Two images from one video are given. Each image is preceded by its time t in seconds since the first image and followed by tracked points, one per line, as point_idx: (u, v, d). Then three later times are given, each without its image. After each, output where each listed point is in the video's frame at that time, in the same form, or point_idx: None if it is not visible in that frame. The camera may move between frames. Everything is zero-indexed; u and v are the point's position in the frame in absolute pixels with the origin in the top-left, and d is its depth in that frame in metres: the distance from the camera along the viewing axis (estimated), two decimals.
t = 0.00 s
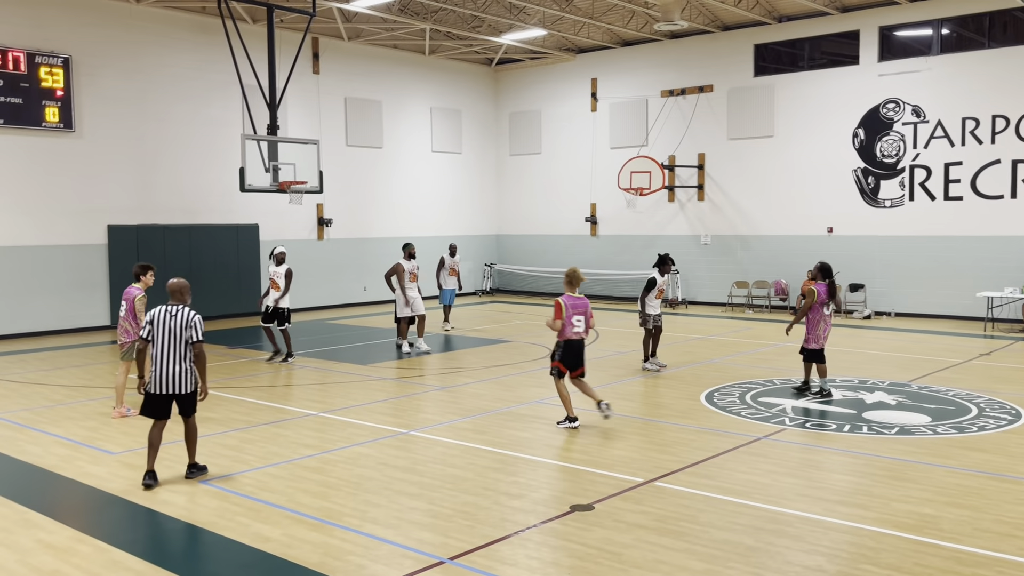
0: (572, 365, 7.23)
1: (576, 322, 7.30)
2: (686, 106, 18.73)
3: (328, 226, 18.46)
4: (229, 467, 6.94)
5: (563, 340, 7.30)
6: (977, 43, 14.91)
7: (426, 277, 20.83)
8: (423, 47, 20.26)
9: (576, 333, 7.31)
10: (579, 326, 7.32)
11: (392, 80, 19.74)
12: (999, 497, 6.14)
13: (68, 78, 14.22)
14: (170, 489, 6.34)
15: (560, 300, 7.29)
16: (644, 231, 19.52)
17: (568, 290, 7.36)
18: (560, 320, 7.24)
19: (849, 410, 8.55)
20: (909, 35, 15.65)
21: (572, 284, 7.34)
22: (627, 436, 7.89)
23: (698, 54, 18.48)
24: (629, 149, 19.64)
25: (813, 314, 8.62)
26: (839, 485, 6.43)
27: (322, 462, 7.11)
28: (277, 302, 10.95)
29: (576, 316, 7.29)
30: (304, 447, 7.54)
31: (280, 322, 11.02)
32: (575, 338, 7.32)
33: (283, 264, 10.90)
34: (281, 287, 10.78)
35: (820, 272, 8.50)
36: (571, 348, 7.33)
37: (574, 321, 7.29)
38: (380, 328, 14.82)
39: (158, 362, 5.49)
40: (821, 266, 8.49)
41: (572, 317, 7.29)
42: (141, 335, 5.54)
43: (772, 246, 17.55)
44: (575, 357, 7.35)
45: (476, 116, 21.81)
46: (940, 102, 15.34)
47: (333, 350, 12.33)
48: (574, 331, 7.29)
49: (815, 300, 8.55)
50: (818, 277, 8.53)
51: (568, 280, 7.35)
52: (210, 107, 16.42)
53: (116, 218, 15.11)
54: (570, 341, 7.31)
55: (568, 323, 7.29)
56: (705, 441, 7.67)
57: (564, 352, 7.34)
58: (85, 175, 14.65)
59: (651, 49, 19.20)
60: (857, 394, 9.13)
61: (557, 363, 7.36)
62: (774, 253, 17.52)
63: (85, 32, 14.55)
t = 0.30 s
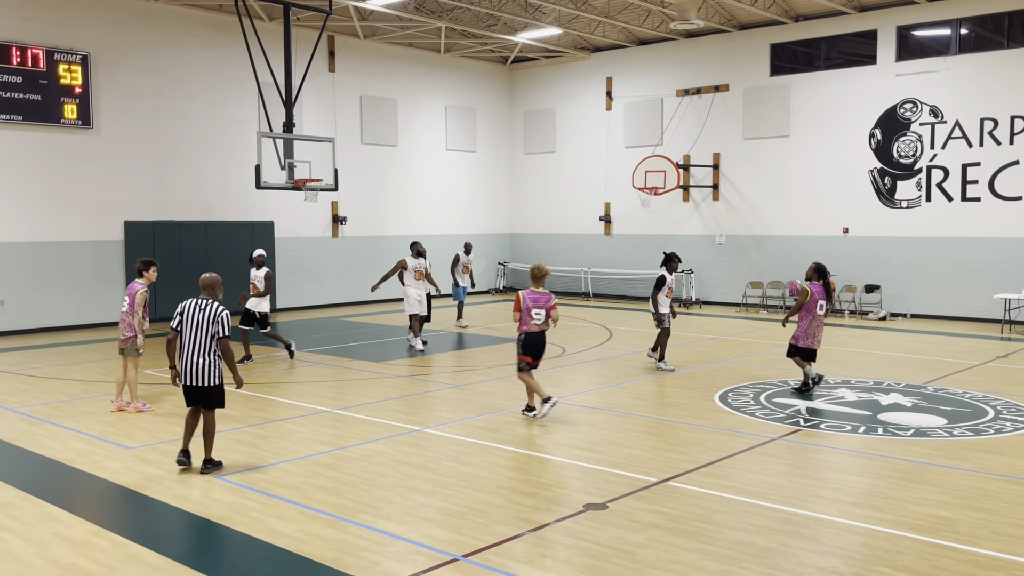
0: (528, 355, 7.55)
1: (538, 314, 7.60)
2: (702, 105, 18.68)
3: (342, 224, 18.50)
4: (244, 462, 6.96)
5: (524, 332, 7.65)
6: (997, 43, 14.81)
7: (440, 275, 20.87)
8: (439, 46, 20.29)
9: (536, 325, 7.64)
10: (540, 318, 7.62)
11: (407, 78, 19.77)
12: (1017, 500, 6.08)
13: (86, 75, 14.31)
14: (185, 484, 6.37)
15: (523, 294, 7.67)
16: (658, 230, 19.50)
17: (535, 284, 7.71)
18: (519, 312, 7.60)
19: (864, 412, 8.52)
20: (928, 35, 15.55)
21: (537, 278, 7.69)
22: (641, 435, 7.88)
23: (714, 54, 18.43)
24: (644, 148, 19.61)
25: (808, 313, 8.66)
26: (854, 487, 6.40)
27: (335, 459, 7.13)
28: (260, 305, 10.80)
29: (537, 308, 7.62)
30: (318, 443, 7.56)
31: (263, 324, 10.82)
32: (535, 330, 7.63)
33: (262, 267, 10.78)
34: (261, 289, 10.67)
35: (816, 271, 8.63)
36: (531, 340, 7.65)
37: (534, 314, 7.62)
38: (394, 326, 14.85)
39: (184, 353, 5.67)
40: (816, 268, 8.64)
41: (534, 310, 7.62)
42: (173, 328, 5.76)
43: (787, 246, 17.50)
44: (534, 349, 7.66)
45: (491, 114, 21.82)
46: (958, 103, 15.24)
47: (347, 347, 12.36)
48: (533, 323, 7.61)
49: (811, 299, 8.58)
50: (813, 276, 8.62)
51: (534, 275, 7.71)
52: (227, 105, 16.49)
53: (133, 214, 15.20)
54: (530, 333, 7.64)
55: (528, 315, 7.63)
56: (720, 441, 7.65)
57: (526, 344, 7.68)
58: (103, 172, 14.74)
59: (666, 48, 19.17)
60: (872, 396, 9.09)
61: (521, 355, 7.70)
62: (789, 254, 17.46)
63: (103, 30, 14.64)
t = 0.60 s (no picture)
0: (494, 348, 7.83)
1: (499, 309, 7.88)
2: (711, 104, 18.65)
3: (351, 222, 18.52)
4: (252, 459, 6.98)
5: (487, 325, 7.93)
6: (1008, 43, 14.73)
7: (448, 274, 20.89)
8: (448, 44, 20.30)
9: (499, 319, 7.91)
10: (503, 313, 7.90)
11: (417, 76, 19.78)
12: None
13: (96, 73, 14.36)
14: (194, 480, 6.40)
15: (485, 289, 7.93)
16: (666, 229, 19.47)
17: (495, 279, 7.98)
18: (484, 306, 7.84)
19: (873, 412, 8.50)
20: (939, 34, 15.48)
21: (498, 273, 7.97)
22: (649, 434, 7.88)
23: (724, 52, 18.39)
24: (653, 147, 19.58)
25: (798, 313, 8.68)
26: (863, 487, 6.38)
27: (343, 457, 7.15)
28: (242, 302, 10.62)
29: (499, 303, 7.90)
30: (326, 441, 7.59)
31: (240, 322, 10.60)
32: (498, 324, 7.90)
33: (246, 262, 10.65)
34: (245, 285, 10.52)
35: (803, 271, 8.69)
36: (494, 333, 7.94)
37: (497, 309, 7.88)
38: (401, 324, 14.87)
39: (200, 349, 5.73)
40: (804, 267, 8.70)
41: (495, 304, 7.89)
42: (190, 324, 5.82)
43: (796, 246, 17.45)
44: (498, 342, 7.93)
45: (500, 112, 21.82)
46: (969, 102, 15.17)
47: (355, 345, 12.39)
48: (497, 318, 7.89)
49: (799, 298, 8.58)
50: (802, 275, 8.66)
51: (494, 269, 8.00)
52: (237, 103, 16.53)
53: (143, 212, 15.26)
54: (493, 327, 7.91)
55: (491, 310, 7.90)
56: (728, 441, 7.64)
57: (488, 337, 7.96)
58: (114, 170, 14.81)
59: (676, 47, 19.14)
60: (881, 396, 9.07)
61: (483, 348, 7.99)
62: (798, 254, 17.42)
63: (114, 28, 14.69)
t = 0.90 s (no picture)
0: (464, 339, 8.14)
1: (470, 302, 8.17)
2: (717, 103, 18.63)
3: (357, 220, 18.53)
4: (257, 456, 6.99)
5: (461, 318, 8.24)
6: (1015, 42, 14.69)
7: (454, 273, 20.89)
8: (454, 43, 20.31)
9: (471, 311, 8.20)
10: (472, 305, 8.18)
11: (422, 75, 19.79)
12: None
13: (103, 71, 14.40)
14: (200, 478, 6.41)
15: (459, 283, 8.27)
16: (672, 228, 19.45)
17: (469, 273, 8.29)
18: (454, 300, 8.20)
19: (880, 412, 8.47)
20: (945, 33, 15.46)
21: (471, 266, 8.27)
22: (654, 433, 7.87)
23: (730, 51, 18.37)
24: (659, 146, 19.56)
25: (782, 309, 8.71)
26: (869, 487, 6.36)
27: (349, 455, 7.15)
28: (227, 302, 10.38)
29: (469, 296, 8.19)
30: (331, 439, 7.59)
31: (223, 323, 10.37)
32: (469, 316, 8.18)
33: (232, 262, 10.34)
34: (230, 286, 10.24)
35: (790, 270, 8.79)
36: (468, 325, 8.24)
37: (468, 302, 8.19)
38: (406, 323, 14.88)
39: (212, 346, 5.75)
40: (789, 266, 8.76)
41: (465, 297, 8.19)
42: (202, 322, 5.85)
43: (802, 245, 17.42)
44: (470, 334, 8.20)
45: (505, 111, 21.83)
46: (976, 101, 15.13)
47: (360, 343, 12.40)
48: (467, 310, 8.18)
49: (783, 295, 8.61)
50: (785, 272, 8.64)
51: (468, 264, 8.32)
52: (243, 102, 16.56)
53: (149, 210, 15.29)
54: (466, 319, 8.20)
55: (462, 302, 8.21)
56: (734, 440, 7.63)
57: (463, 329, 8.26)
58: (121, 169, 14.85)
59: (681, 46, 19.13)
60: (887, 396, 9.05)
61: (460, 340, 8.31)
62: (804, 253, 17.39)
63: (121, 27, 14.73)
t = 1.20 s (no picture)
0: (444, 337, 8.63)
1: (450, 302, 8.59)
2: (720, 103, 18.61)
3: (360, 220, 18.54)
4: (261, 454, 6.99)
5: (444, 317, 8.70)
6: (1020, 41, 14.65)
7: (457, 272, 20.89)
8: (457, 42, 20.32)
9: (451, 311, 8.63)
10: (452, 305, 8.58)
11: (426, 75, 19.80)
12: None
13: (107, 71, 14.43)
14: (203, 477, 6.42)
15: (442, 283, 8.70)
16: (675, 228, 19.43)
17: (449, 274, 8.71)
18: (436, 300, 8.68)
19: (883, 412, 8.46)
20: (949, 33, 15.42)
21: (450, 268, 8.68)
22: (657, 433, 7.87)
23: (734, 50, 18.34)
24: (662, 145, 19.54)
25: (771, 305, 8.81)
26: (872, 487, 6.36)
27: (351, 454, 7.16)
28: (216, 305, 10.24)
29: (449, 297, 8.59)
30: (334, 438, 7.60)
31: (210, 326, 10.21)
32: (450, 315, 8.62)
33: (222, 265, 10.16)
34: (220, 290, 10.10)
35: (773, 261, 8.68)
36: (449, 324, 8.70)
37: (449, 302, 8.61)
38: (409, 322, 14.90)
39: (232, 344, 5.74)
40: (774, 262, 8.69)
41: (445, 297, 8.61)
42: (218, 319, 5.81)
43: (805, 244, 17.39)
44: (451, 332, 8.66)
45: (509, 110, 21.83)
46: (980, 101, 15.10)
47: (363, 342, 12.42)
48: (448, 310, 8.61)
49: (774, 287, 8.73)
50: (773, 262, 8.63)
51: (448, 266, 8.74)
52: (247, 101, 16.58)
53: (153, 209, 15.32)
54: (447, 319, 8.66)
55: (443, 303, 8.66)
56: (737, 440, 7.63)
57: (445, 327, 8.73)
58: (124, 168, 14.86)
59: (684, 46, 19.12)
60: (891, 396, 9.04)
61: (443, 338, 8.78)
62: (808, 253, 17.35)
63: (125, 26, 14.75)
